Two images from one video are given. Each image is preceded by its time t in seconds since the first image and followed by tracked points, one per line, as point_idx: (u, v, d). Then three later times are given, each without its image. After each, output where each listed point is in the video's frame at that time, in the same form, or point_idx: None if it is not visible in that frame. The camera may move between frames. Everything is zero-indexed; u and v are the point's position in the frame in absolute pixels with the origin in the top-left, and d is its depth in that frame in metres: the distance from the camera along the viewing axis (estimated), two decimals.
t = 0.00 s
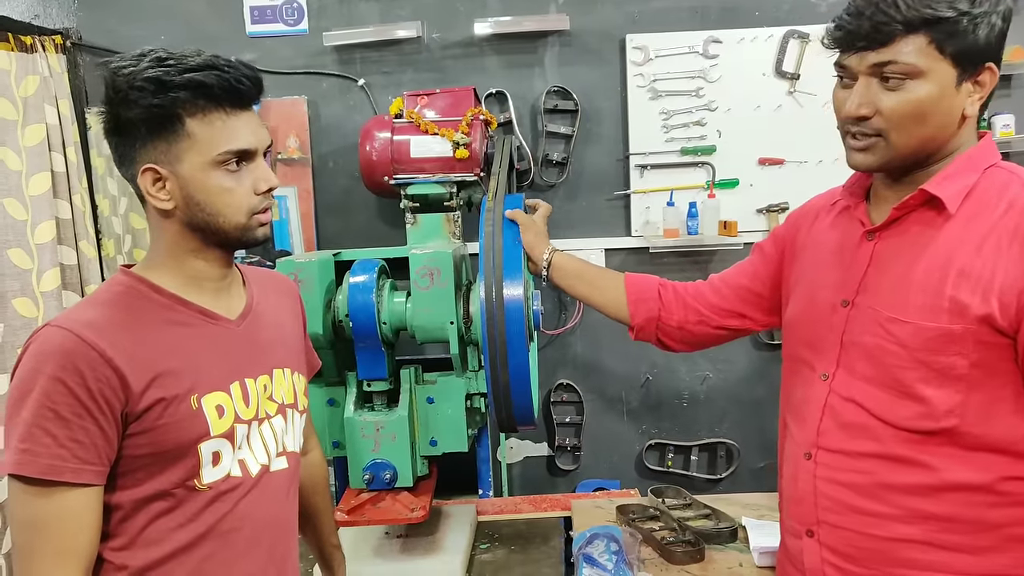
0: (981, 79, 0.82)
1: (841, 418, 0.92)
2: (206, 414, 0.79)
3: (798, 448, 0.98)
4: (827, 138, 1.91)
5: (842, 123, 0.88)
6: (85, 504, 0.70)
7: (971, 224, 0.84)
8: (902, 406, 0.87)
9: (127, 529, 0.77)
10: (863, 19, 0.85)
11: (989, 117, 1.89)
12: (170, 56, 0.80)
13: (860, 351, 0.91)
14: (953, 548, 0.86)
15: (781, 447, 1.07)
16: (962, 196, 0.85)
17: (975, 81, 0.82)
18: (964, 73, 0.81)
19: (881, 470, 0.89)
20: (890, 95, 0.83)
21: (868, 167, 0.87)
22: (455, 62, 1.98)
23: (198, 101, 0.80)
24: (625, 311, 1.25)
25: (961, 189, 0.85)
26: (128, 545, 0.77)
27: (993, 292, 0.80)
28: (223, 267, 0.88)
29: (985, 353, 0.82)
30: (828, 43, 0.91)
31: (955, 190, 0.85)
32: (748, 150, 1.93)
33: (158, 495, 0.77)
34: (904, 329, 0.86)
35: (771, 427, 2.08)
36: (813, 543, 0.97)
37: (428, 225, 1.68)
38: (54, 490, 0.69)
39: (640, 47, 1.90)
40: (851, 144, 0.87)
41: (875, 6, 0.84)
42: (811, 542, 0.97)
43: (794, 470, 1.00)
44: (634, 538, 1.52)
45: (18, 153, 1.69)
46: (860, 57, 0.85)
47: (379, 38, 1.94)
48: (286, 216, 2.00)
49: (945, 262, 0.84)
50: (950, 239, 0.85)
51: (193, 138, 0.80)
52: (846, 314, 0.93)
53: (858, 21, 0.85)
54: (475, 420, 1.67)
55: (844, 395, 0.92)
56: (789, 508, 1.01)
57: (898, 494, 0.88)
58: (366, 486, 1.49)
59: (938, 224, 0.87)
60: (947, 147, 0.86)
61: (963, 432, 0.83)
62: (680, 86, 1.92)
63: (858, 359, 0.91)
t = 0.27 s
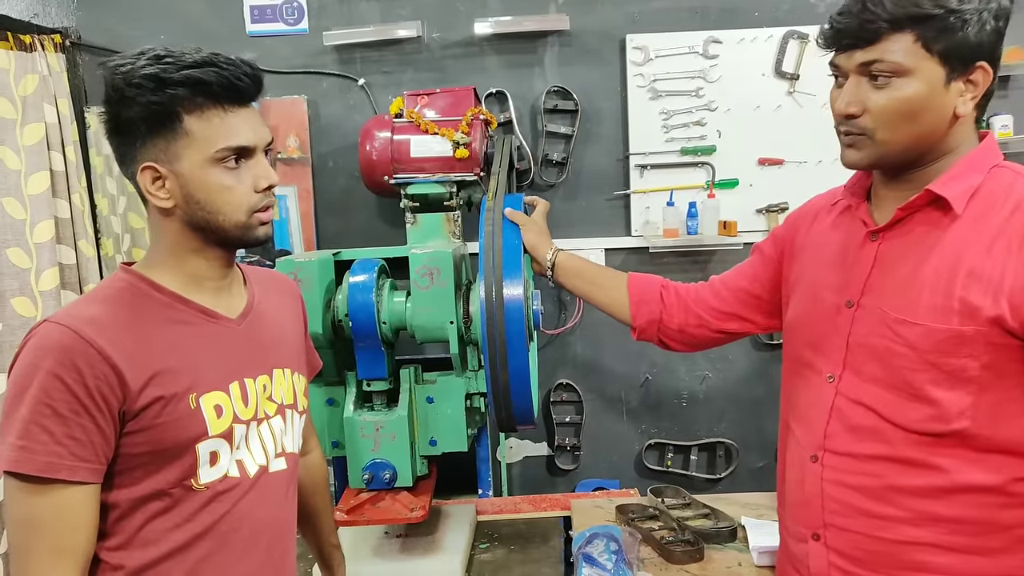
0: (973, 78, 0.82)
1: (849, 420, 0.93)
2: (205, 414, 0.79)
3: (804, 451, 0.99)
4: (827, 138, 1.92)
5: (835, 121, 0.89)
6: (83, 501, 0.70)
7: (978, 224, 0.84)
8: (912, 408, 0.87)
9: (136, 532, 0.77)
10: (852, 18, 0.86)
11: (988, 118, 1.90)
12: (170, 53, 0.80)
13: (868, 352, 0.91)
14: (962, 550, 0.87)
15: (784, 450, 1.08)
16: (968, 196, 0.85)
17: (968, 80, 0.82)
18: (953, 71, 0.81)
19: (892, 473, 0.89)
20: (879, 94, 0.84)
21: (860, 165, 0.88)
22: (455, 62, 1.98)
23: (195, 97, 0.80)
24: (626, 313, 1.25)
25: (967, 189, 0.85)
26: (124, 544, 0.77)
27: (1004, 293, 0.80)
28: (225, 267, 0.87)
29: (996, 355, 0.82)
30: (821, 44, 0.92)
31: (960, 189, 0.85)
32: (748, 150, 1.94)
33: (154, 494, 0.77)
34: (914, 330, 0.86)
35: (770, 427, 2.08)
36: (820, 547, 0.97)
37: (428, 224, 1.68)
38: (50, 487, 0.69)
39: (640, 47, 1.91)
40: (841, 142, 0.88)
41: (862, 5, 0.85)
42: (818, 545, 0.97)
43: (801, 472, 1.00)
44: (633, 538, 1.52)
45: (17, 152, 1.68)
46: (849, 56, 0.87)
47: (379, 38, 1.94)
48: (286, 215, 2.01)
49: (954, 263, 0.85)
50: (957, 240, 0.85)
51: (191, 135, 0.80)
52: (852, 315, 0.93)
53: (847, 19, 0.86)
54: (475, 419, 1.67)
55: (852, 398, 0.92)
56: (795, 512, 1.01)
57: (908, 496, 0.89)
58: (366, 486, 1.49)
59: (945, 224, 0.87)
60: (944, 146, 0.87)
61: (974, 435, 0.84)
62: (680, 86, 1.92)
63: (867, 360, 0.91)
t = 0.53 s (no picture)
0: (953, 81, 0.83)
1: (839, 421, 0.93)
2: (196, 417, 0.79)
3: (796, 451, 0.99)
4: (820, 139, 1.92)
5: (819, 126, 0.90)
6: (72, 505, 0.70)
7: (965, 227, 0.85)
8: (902, 411, 0.87)
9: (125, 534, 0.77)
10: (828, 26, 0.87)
11: (980, 119, 1.90)
12: (162, 50, 0.80)
13: (859, 355, 0.91)
14: (951, 551, 0.87)
15: (777, 451, 1.08)
16: (955, 199, 0.86)
17: (947, 83, 0.83)
18: (931, 76, 0.82)
19: (881, 473, 0.90)
20: (859, 99, 0.84)
21: (843, 169, 0.88)
22: (450, 62, 1.97)
23: (182, 94, 0.79)
24: (623, 312, 1.26)
25: (954, 193, 0.86)
26: (113, 549, 0.76)
27: (989, 296, 0.81)
28: (215, 268, 0.87)
29: (981, 357, 0.82)
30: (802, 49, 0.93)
31: (947, 193, 0.86)
32: (742, 151, 1.94)
33: (144, 497, 0.76)
34: (902, 334, 0.86)
35: (764, 427, 2.09)
36: (811, 547, 0.97)
37: (423, 225, 1.67)
38: (38, 490, 0.68)
39: (635, 48, 1.91)
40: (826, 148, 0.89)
41: (835, 13, 0.86)
42: (808, 546, 0.98)
43: (792, 474, 1.00)
44: (627, 538, 1.52)
45: (8, 152, 1.67)
46: (830, 62, 0.87)
47: (374, 38, 1.94)
48: (281, 216, 2.01)
49: (941, 265, 0.85)
50: (944, 243, 0.86)
51: (179, 133, 0.79)
52: (843, 317, 0.93)
53: (823, 26, 0.88)
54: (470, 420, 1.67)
55: (843, 400, 0.93)
56: (787, 513, 1.01)
57: (898, 496, 0.89)
58: (360, 487, 1.49)
59: (931, 228, 0.87)
60: (927, 148, 0.87)
61: (962, 436, 0.84)
62: (675, 87, 1.92)
63: (856, 363, 0.92)
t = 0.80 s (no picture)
0: (946, 84, 0.83)
1: (833, 425, 0.93)
2: (184, 421, 0.79)
3: (791, 455, 0.99)
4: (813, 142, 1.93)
5: (813, 130, 0.89)
6: (58, 509, 0.69)
7: (955, 230, 0.85)
8: (895, 414, 0.87)
9: (116, 539, 0.77)
10: (822, 28, 0.87)
11: (972, 122, 1.91)
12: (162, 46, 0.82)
13: (851, 359, 0.91)
14: (946, 554, 0.87)
15: (772, 455, 1.08)
16: (946, 202, 0.86)
17: (941, 86, 0.83)
18: (926, 78, 0.82)
19: (876, 477, 0.89)
20: (855, 102, 0.84)
21: (840, 172, 0.88)
22: (443, 63, 1.98)
23: (163, 89, 0.80)
24: (615, 314, 1.26)
25: (945, 196, 0.86)
26: (101, 553, 0.76)
27: (979, 299, 0.81)
28: (204, 270, 0.86)
29: (973, 360, 0.82)
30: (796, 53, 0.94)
31: (938, 196, 0.86)
32: (735, 153, 1.94)
33: (132, 502, 0.76)
34: (894, 337, 0.87)
35: (757, 428, 2.09)
36: (806, 551, 0.97)
37: (416, 226, 1.67)
38: (24, 495, 0.68)
39: (628, 50, 1.91)
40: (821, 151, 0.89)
41: (830, 16, 0.86)
42: (804, 549, 0.98)
43: (787, 477, 1.00)
44: (620, 540, 1.52)
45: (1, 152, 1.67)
46: (824, 65, 0.87)
47: (368, 39, 1.94)
48: (274, 216, 2.00)
49: (932, 268, 0.85)
50: (933, 247, 0.86)
51: (157, 123, 0.80)
52: (835, 321, 0.94)
53: (819, 30, 0.87)
54: (463, 421, 1.67)
55: (837, 403, 0.93)
56: (782, 516, 1.01)
57: (893, 500, 0.89)
58: (353, 488, 1.48)
59: (922, 231, 0.88)
60: (921, 151, 0.87)
61: (956, 439, 0.84)
62: (669, 89, 1.93)
63: (850, 367, 0.91)
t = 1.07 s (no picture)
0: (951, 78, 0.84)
1: (839, 427, 0.93)
2: (183, 422, 0.79)
3: (794, 457, 0.99)
4: (814, 142, 1.93)
5: (825, 128, 0.87)
6: (56, 509, 0.70)
7: (959, 228, 0.85)
8: (901, 415, 0.87)
9: (120, 540, 0.77)
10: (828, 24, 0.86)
11: (973, 122, 1.91)
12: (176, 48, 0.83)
13: (857, 360, 0.91)
14: (952, 556, 0.86)
15: (775, 457, 1.08)
16: (950, 200, 0.86)
17: (947, 78, 0.84)
18: (938, 68, 0.83)
19: (882, 479, 0.89)
20: (870, 95, 0.83)
21: (856, 169, 0.87)
22: (443, 64, 1.98)
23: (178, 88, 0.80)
24: (614, 317, 1.26)
25: (949, 194, 0.86)
26: (99, 553, 0.76)
27: (984, 296, 0.81)
28: (205, 274, 0.87)
29: (982, 359, 0.82)
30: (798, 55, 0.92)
31: (942, 194, 0.86)
32: (736, 154, 1.94)
33: (131, 502, 0.77)
34: (899, 337, 0.87)
35: (758, 429, 2.09)
36: (810, 552, 0.97)
37: (416, 227, 1.67)
38: (21, 495, 0.68)
39: (629, 51, 1.91)
40: (834, 149, 0.87)
41: (844, 9, 0.85)
42: (807, 551, 0.97)
43: (791, 479, 1.00)
44: (619, 540, 1.52)
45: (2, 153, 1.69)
46: (837, 60, 0.86)
47: (368, 39, 1.94)
48: (274, 216, 2.00)
49: (938, 266, 0.85)
50: (937, 245, 0.86)
51: (169, 125, 0.80)
52: (840, 322, 0.93)
53: (829, 23, 0.86)
54: (463, 421, 1.67)
55: (842, 404, 0.92)
56: (785, 518, 1.01)
57: (898, 501, 0.89)
58: (353, 488, 1.49)
59: (926, 230, 0.88)
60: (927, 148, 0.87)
61: (963, 439, 0.84)
62: (669, 89, 1.93)
63: (855, 368, 0.91)
